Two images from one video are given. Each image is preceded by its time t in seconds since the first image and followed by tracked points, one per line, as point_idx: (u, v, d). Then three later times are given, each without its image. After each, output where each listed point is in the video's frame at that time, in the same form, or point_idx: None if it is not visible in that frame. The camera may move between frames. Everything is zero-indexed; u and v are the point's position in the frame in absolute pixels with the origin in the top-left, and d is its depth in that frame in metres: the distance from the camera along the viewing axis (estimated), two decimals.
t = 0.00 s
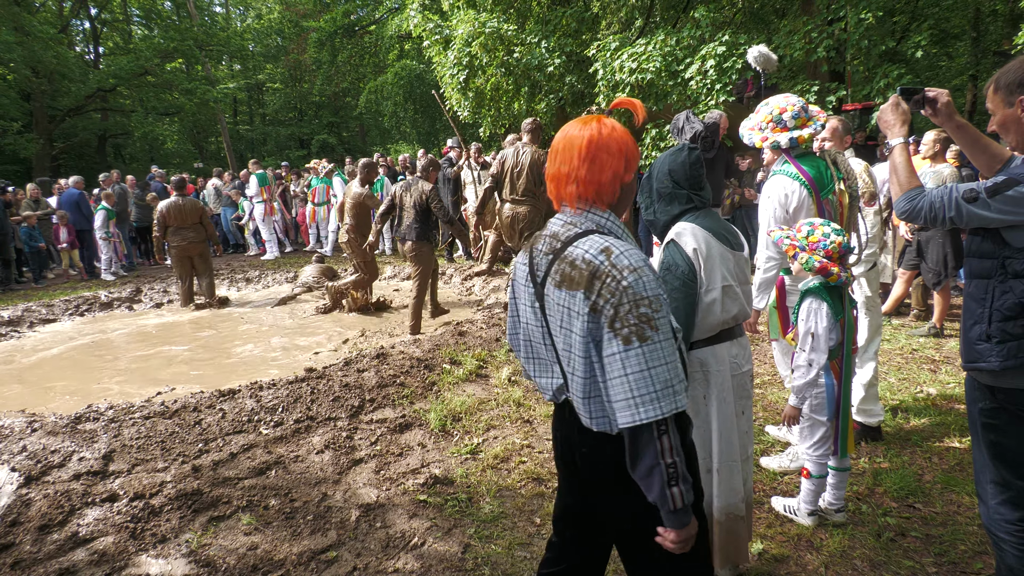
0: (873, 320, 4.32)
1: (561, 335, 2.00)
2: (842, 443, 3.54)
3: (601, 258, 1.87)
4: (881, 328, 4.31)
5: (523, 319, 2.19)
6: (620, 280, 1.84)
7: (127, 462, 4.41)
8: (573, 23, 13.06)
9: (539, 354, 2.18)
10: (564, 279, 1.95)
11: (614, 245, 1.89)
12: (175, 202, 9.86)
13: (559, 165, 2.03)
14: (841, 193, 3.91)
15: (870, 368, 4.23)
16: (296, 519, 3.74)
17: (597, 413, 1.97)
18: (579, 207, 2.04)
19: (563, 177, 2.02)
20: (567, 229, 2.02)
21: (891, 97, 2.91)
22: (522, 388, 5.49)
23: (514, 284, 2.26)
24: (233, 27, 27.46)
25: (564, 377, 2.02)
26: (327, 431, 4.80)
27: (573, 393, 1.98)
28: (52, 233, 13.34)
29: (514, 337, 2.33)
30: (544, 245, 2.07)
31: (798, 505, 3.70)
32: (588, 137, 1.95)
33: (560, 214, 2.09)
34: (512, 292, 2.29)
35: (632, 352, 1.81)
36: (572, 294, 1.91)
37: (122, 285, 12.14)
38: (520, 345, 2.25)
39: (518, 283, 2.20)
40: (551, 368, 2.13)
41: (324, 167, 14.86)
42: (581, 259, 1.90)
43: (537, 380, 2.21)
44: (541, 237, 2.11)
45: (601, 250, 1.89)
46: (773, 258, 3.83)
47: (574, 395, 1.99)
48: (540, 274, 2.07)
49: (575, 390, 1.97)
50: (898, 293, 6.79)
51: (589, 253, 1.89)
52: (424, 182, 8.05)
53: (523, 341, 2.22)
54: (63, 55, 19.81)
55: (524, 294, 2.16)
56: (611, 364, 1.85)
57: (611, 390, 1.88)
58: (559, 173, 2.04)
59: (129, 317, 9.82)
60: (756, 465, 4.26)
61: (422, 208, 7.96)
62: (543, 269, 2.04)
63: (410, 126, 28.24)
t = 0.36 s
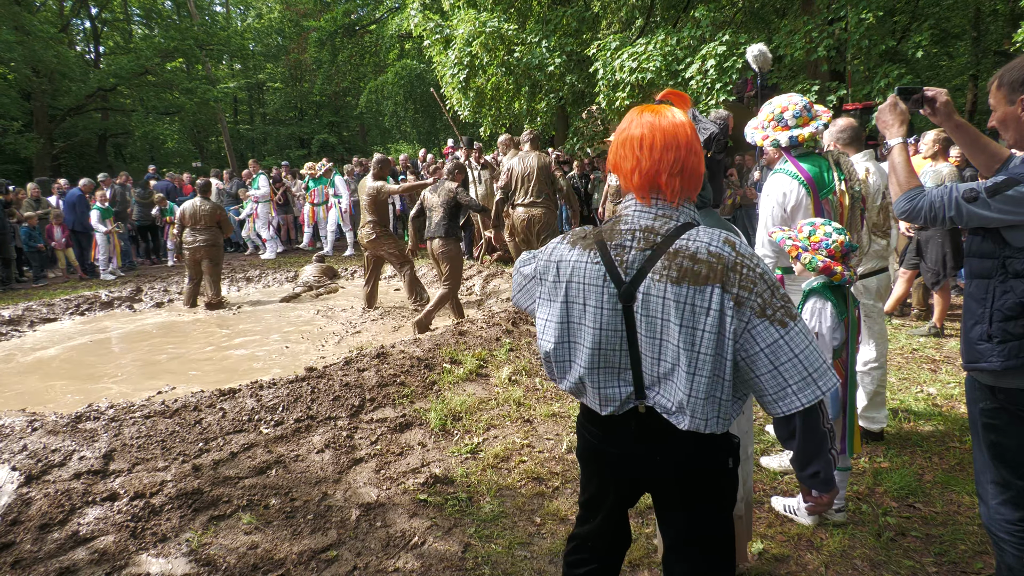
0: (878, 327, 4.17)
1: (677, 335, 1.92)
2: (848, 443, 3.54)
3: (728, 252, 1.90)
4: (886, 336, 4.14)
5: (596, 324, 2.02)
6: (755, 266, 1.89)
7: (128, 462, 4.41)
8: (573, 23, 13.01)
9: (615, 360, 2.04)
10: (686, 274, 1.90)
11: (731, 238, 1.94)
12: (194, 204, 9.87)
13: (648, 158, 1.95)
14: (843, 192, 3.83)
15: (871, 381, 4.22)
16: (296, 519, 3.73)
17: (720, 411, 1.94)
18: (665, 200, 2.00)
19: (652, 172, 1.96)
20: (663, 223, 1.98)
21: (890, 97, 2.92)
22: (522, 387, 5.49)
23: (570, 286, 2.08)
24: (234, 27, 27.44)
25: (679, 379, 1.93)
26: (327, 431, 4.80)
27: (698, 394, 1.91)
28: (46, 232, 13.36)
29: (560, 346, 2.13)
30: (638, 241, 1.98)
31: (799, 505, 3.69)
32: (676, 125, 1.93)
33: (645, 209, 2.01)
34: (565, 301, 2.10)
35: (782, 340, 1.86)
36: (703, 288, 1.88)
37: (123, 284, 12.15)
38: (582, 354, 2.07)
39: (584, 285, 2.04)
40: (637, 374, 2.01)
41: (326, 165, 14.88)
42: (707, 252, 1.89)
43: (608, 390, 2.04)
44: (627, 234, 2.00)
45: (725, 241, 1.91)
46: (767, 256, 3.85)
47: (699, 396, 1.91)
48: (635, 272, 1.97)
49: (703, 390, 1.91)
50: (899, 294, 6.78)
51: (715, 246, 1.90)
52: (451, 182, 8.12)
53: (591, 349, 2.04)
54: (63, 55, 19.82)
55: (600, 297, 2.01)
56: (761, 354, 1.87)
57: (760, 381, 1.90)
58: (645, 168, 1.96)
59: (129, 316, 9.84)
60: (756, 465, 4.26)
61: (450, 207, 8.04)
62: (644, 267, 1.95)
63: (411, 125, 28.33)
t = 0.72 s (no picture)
0: (876, 330, 4.19)
1: (668, 330, 1.94)
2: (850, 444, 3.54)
3: (711, 244, 1.93)
4: (884, 338, 4.18)
5: (586, 325, 2.01)
6: (735, 260, 1.94)
7: (128, 462, 4.41)
8: (573, 23, 13.01)
9: (606, 360, 2.03)
10: (675, 269, 1.91)
11: (712, 231, 1.99)
12: (202, 204, 9.81)
13: (626, 158, 1.95)
14: (846, 193, 3.82)
15: (868, 384, 4.28)
16: (296, 519, 3.73)
17: (710, 402, 1.97)
18: (643, 200, 2.01)
19: (630, 172, 1.96)
20: (646, 221, 1.99)
21: (885, 98, 3.00)
22: (522, 387, 5.50)
23: (556, 289, 2.05)
24: (234, 26, 27.41)
25: (673, 374, 1.94)
26: (328, 431, 4.80)
27: (692, 388, 1.93)
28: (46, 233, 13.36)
29: (546, 351, 2.10)
30: (623, 240, 1.98)
31: (798, 505, 3.70)
32: (651, 124, 1.95)
33: (625, 209, 2.01)
34: (552, 304, 2.06)
35: (765, 327, 1.92)
36: (692, 282, 1.90)
37: (124, 284, 12.14)
38: (572, 357, 2.05)
39: (571, 287, 2.02)
40: (628, 373, 2.01)
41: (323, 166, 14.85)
42: (693, 247, 1.93)
43: (602, 392, 2.03)
44: (612, 234, 2.00)
45: (707, 236, 1.95)
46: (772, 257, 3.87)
47: (693, 390, 1.93)
48: (623, 271, 1.97)
49: (697, 383, 1.93)
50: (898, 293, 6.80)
51: (699, 240, 1.94)
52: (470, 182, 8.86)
53: (581, 351, 2.02)
54: (63, 55, 19.64)
55: (590, 298, 2.00)
56: (748, 343, 1.91)
57: (745, 370, 1.94)
58: (622, 168, 1.97)
59: (129, 316, 9.83)
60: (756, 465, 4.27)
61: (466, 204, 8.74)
62: (632, 265, 1.96)
63: (411, 125, 28.35)
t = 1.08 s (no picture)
0: (877, 333, 4.17)
1: (632, 328, 1.96)
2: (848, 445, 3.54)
3: (670, 242, 1.97)
4: (885, 339, 4.16)
5: (552, 325, 2.01)
6: (692, 258, 1.97)
7: (129, 462, 4.41)
8: (574, 23, 12.99)
9: (571, 360, 2.04)
10: (636, 266, 1.94)
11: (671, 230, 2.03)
12: (207, 201, 9.76)
13: (582, 159, 1.98)
14: (850, 193, 3.82)
15: (869, 385, 4.25)
16: (297, 519, 3.74)
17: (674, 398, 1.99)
18: (600, 202, 2.03)
19: (587, 173, 1.99)
20: (607, 221, 2.01)
21: (883, 99, 3.02)
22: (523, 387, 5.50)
23: (519, 291, 2.04)
24: (235, 27, 27.39)
25: (638, 371, 1.96)
26: (329, 431, 4.80)
27: (658, 384, 1.95)
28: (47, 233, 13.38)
29: (511, 354, 2.09)
30: (585, 239, 1.99)
31: (799, 505, 3.69)
32: (606, 125, 1.99)
33: (585, 210, 2.03)
34: (517, 307, 2.05)
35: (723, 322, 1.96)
36: (653, 279, 1.93)
37: (126, 285, 12.13)
38: (539, 359, 2.04)
39: (536, 289, 2.02)
40: (594, 372, 2.02)
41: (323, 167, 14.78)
42: (652, 245, 1.95)
43: (568, 393, 2.03)
44: (574, 234, 2.01)
45: (664, 234, 1.98)
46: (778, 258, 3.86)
47: (659, 386, 1.95)
48: (586, 270, 1.98)
49: (661, 379, 1.96)
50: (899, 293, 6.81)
51: (658, 238, 1.97)
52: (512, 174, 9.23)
53: (548, 353, 2.02)
54: (64, 56, 19.78)
55: (554, 298, 2.00)
56: (707, 338, 1.95)
57: (704, 366, 1.97)
58: (578, 170, 1.99)
59: (131, 316, 9.85)
60: (757, 465, 4.27)
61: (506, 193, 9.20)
62: (595, 264, 1.97)
63: (412, 125, 28.37)
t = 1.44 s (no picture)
0: (883, 336, 4.16)
1: (661, 330, 2.00)
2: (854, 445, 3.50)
3: (688, 244, 2.04)
4: (892, 341, 4.14)
5: (584, 335, 1.99)
6: (708, 257, 2.06)
7: (135, 461, 4.43)
8: (578, 23, 12.94)
9: (599, 366, 2.04)
10: (663, 271, 1.98)
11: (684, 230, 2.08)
12: (208, 199, 9.74)
13: (593, 163, 1.98)
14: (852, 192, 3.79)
15: (875, 387, 4.22)
16: (302, 519, 3.74)
17: (696, 390, 2.08)
18: (611, 206, 2.04)
19: (599, 177, 1.99)
20: (627, 226, 2.02)
21: (888, 98, 3.00)
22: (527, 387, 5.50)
23: (546, 304, 1.99)
24: (240, 27, 27.43)
25: (668, 371, 2.02)
26: (334, 431, 4.81)
27: (687, 380, 2.03)
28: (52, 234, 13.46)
29: (539, 368, 2.03)
30: (610, 247, 1.98)
31: (805, 505, 3.68)
32: (615, 127, 1.99)
33: (603, 217, 2.02)
34: (544, 318, 2.00)
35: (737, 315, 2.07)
36: (680, 282, 1.99)
37: (131, 284, 12.17)
38: (568, 370, 2.02)
39: (564, 300, 1.98)
40: (621, 375, 2.04)
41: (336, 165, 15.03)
42: (674, 248, 2.01)
43: (598, 399, 2.03)
44: (597, 242, 1.99)
45: (681, 237, 2.05)
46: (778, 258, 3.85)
47: (687, 383, 2.03)
48: (613, 278, 1.98)
49: (689, 376, 2.03)
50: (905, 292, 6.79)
51: (679, 241, 2.03)
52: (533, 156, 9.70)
53: (579, 362, 2.00)
54: (70, 56, 19.87)
55: (584, 309, 1.98)
56: (727, 333, 2.04)
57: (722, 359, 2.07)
58: (589, 173, 1.99)
59: (136, 315, 9.88)
60: (762, 465, 4.26)
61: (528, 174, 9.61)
62: (623, 271, 1.98)
63: (416, 125, 28.40)
